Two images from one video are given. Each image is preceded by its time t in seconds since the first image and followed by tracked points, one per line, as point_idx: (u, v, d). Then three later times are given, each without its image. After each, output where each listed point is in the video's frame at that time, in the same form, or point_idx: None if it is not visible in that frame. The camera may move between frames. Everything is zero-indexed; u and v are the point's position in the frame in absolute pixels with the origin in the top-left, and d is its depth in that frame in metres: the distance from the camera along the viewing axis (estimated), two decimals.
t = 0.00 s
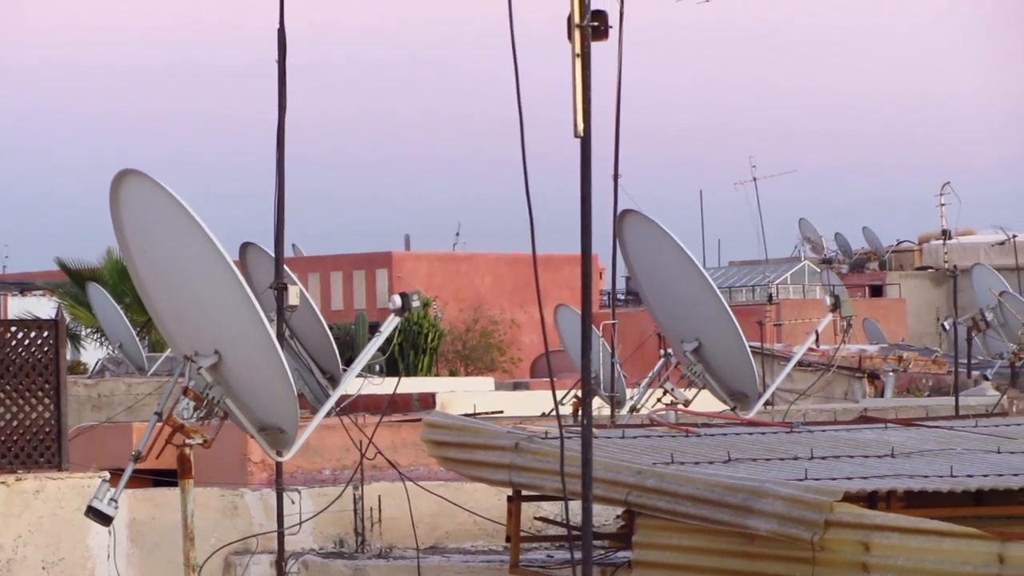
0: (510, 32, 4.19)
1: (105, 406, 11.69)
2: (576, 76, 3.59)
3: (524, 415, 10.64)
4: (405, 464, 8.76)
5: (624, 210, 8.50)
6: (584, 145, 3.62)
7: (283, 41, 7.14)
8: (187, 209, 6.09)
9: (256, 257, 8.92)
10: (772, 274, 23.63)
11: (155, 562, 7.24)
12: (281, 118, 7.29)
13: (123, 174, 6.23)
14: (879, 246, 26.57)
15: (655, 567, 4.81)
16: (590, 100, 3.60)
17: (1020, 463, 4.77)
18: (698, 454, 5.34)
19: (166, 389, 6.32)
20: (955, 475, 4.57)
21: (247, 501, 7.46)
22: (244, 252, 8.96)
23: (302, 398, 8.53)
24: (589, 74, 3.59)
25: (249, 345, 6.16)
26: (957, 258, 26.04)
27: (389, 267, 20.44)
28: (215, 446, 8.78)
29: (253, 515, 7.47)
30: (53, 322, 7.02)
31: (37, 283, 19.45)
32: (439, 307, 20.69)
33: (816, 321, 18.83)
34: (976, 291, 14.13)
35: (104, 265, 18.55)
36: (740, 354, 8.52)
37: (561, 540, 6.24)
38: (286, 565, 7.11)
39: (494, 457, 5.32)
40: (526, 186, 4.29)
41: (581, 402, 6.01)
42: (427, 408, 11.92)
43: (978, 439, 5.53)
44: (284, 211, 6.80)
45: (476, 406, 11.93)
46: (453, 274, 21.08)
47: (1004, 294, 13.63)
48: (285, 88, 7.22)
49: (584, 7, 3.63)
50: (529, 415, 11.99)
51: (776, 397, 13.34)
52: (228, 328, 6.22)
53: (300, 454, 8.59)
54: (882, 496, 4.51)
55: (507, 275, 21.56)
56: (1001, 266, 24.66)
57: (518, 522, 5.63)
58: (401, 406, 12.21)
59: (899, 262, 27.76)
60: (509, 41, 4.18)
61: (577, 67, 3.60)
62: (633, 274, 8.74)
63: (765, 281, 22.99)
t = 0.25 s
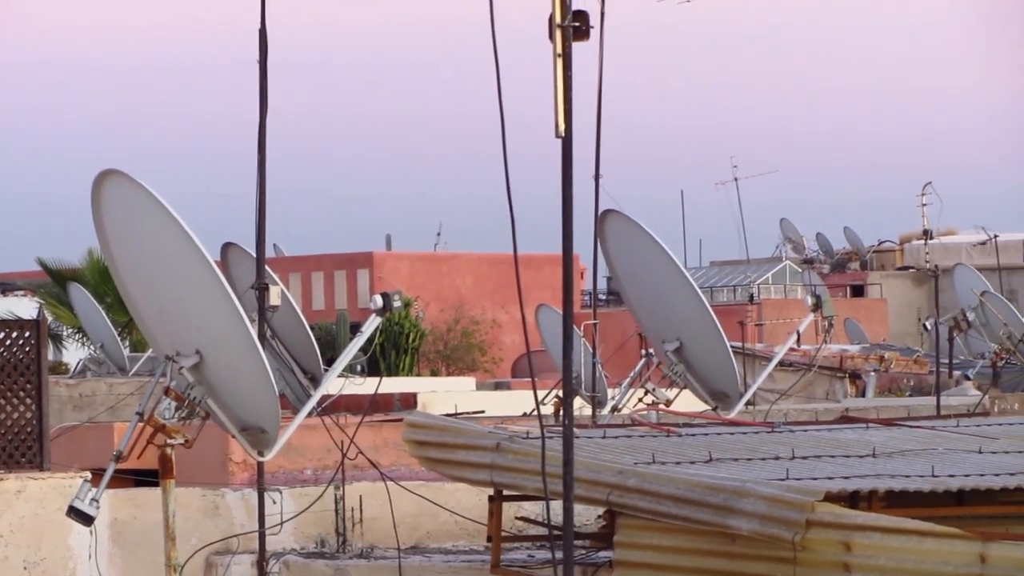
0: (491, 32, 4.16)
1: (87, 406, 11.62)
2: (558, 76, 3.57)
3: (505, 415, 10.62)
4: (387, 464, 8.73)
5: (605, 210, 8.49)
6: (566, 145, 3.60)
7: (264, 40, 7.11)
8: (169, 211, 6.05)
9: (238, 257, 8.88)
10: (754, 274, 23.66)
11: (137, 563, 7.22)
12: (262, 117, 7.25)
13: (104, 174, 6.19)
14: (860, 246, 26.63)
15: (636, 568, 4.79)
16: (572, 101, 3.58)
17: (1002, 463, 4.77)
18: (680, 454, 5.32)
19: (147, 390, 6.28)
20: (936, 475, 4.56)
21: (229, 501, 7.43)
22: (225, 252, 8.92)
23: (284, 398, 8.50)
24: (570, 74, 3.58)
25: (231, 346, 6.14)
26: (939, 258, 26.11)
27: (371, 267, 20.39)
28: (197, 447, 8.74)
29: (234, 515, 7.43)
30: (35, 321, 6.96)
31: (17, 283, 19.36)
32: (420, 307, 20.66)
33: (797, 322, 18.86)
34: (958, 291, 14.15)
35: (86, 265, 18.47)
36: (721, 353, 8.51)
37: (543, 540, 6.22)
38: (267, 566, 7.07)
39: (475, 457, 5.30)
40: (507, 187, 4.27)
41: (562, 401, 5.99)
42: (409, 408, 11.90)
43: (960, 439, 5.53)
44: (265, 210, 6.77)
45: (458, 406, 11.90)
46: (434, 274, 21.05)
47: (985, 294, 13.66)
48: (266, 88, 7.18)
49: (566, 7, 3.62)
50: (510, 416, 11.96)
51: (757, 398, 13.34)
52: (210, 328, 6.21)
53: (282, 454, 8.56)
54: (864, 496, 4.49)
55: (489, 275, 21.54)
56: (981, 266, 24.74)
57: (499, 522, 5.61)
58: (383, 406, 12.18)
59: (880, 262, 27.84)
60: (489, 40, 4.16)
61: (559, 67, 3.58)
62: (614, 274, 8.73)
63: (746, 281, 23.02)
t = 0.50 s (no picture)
0: (481, 34, 4.15)
1: (79, 408, 11.56)
2: (548, 78, 3.55)
3: (495, 417, 10.60)
4: (378, 467, 8.72)
5: (595, 212, 8.49)
6: (557, 147, 3.59)
7: (253, 41, 7.09)
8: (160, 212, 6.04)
9: (229, 260, 8.86)
10: (745, 275, 23.67)
11: (128, 567, 7.24)
12: (253, 119, 7.23)
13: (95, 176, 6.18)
14: (851, 248, 26.65)
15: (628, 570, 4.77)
16: (562, 103, 3.57)
17: (993, 465, 4.76)
18: (670, 455, 5.31)
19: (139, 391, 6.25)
20: (928, 477, 4.55)
21: (220, 504, 7.38)
22: (216, 255, 8.90)
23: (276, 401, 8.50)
24: (561, 76, 3.56)
25: (222, 347, 6.14)
26: (930, 259, 26.14)
27: (361, 269, 20.35)
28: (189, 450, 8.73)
29: (226, 516, 7.39)
30: (26, 323, 6.94)
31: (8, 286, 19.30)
32: (411, 310, 20.62)
33: (788, 324, 18.87)
34: (948, 292, 14.16)
35: (77, 268, 18.42)
36: (712, 355, 8.51)
37: (535, 542, 6.21)
38: (259, 568, 7.05)
39: (466, 459, 5.29)
40: (497, 189, 4.25)
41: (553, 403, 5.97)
42: (400, 411, 11.87)
43: (951, 440, 5.52)
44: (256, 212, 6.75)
45: (448, 408, 11.87)
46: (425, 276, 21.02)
47: (976, 295, 13.67)
48: (256, 90, 7.16)
49: (556, 8, 3.60)
50: (501, 418, 11.94)
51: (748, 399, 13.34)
52: (201, 331, 6.20)
53: (273, 456, 8.54)
54: (856, 498, 4.48)
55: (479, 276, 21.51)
56: (972, 267, 24.77)
57: (491, 524, 5.58)
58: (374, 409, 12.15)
59: (871, 263, 27.87)
60: (479, 42, 4.15)
61: (549, 68, 3.56)
62: (605, 275, 8.72)
63: (737, 282, 23.02)
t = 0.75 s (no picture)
0: (466, 46, 4.15)
1: (63, 420, 11.51)
2: (533, 90, 3.55)
3: (481, 430, 10.59)
4: (363, 479, 8.72)
5: (580, 223, 8.49)
6: (541, 158, 3.59)
7: (238, 52, 7.08)
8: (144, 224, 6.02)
9: (214, 272, 8.84)
10: (729, 287, 23.70)
11: None
12: (238, 130, 7.21)
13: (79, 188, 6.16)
14: (836, 259, 26.70)
15: None
16: (546, 114, 3.56)
17: (978, 476, 4.76)
18: (655, 467, 5.30)
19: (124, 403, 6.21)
20: (912, 488, 4.54)
21: (205, 514, 7.40)
22: (201, 267, 8.88)
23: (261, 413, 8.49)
24: (545, 87, 3.56)
25: (206, 361, 6.12)
26: (914, 271, 26.20)
27: (346, 281, 20.33)
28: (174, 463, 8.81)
29: (211, 529, 7.40)
30: (10, 335, 6.89)
31: None
32: (396, 321, 20.59)
33: (773, 335, 18.89)
34: (933, 303, 14.19)
35: (62, 280, 18.36)
36: (697, 367, 8.50)
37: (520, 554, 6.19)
38: None
39: (451, 471, 5.27)
40: (482, 200, 4.25)
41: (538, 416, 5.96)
42: (385, 422, 11.84)
43: (936, 451, 5.53)
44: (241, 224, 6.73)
45: (434, 420, 11.86)
46: (410, 288, 21.01)
47: (961, 306, 13.70)
48: (241, 101, 7.15)
49: (541, 20, 3.60)
50: (486, 430, 11.92)
51: (734, 410, 13.36)
52: (186, 343, 6.19)
53: (258, 469, 8.58)
54: (839, 509, 4.44)
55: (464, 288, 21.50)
56: (956, 278, 24.83)
57: (476, 536, 5.56)
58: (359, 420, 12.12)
59: (856, 275, 27.93)
60: (464, 53, 4.15)
61: (534, 79, 3.55)
62: (590, 287, 8.71)
63: (721, 294, 23.05)
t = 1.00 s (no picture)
0: (448, 49, 4.14)
1: (44, 425, 11.47)
2: (514, 94, 3.53)
3: (462, 433, 10.57)
4: (345, 482, 8.96)
5: (562, 227, 8.49)
6: (523, 162, 3.57)
7: (219, 56, 7.05)
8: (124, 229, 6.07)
9: (195, 276, 8.80)
10: (711, 291, 23.73)
11: None
12: (219, 134, 7.18)
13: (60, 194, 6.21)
14: (817, 263, 26.76)
15: None
16: (528, 118, 3.55)
17: (959, 479, 4.76)
18: (637, 471, 5.29)
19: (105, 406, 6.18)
20: (894, 492, 4.54)
21: (187, 518, 7.81)
22: (183, 271, 8.85)
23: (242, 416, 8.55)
24: (527, 92, 3.54)
25: (186, 364, 6.17)
26: (896, 274, 26.28)
27: (328, 285, 20.28)
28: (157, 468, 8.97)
29: (191, 532, 7.82)
30: None
31: None
32: (378, 326, 20.54)
33: (754, 339, 18.93)
34: (914, 307, 14.23)
35: (43, 284, 18.26)
36: (678, 370, 8.51)
37: (502, 558, 6.18)
38: None
39: (431, 474, 5.25)
40: (463, 203, 4.23)
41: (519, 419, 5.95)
42: (366, 426, 11.83)
43: (917, 454, 5.53)
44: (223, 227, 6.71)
45: (415, 424, 11.84)
46: (391, 292, 20.97)
47: (942, 310, 13.74)
48: (222, 105, 7.12)
49: (522, 24, 3.58)
50: (468, 434, 11.90)
51: (715, 414, 13.39)
52: (167, 348, 6.22)
53: (239, 473, 8.83)
54: (820, 512, 4.42)
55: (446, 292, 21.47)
56: (936, 282, 24.92)
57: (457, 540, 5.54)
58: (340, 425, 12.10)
59: (837, 278, 28.02)
60: (446, 57, 4.13)
61: (515, 84, 3.54)
62: (571, 291, 8.71)
63: (703, 298, 23.08)
